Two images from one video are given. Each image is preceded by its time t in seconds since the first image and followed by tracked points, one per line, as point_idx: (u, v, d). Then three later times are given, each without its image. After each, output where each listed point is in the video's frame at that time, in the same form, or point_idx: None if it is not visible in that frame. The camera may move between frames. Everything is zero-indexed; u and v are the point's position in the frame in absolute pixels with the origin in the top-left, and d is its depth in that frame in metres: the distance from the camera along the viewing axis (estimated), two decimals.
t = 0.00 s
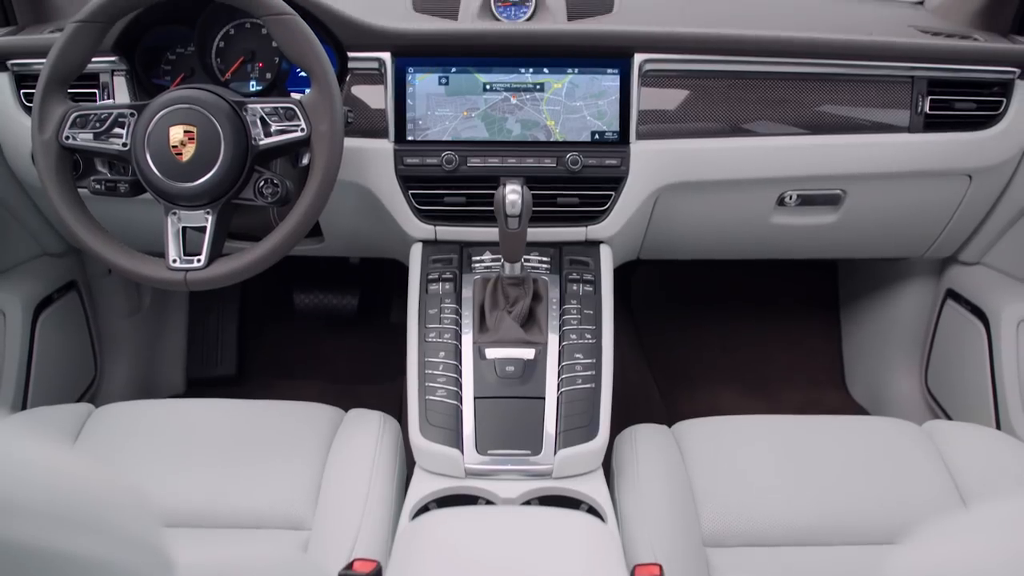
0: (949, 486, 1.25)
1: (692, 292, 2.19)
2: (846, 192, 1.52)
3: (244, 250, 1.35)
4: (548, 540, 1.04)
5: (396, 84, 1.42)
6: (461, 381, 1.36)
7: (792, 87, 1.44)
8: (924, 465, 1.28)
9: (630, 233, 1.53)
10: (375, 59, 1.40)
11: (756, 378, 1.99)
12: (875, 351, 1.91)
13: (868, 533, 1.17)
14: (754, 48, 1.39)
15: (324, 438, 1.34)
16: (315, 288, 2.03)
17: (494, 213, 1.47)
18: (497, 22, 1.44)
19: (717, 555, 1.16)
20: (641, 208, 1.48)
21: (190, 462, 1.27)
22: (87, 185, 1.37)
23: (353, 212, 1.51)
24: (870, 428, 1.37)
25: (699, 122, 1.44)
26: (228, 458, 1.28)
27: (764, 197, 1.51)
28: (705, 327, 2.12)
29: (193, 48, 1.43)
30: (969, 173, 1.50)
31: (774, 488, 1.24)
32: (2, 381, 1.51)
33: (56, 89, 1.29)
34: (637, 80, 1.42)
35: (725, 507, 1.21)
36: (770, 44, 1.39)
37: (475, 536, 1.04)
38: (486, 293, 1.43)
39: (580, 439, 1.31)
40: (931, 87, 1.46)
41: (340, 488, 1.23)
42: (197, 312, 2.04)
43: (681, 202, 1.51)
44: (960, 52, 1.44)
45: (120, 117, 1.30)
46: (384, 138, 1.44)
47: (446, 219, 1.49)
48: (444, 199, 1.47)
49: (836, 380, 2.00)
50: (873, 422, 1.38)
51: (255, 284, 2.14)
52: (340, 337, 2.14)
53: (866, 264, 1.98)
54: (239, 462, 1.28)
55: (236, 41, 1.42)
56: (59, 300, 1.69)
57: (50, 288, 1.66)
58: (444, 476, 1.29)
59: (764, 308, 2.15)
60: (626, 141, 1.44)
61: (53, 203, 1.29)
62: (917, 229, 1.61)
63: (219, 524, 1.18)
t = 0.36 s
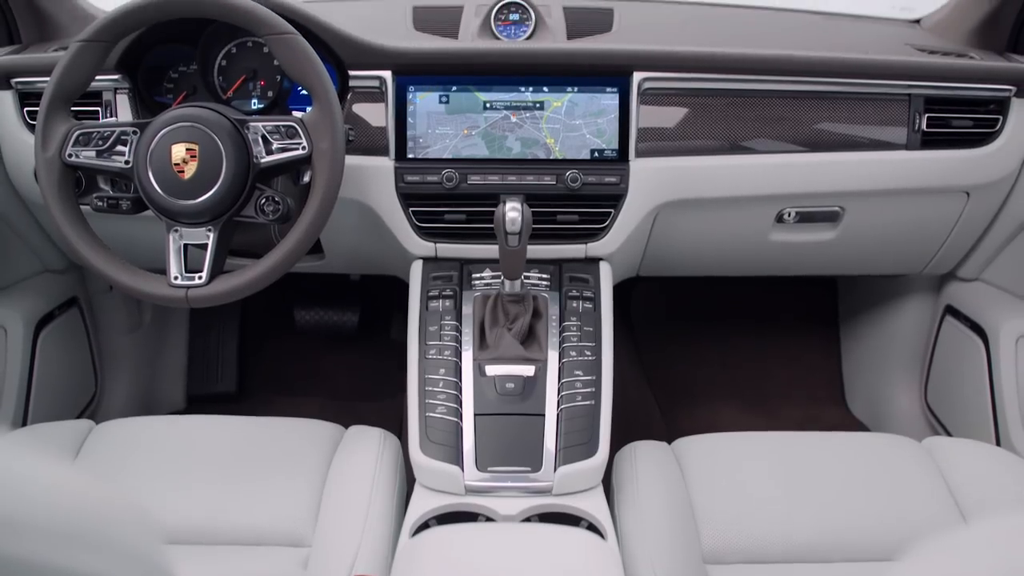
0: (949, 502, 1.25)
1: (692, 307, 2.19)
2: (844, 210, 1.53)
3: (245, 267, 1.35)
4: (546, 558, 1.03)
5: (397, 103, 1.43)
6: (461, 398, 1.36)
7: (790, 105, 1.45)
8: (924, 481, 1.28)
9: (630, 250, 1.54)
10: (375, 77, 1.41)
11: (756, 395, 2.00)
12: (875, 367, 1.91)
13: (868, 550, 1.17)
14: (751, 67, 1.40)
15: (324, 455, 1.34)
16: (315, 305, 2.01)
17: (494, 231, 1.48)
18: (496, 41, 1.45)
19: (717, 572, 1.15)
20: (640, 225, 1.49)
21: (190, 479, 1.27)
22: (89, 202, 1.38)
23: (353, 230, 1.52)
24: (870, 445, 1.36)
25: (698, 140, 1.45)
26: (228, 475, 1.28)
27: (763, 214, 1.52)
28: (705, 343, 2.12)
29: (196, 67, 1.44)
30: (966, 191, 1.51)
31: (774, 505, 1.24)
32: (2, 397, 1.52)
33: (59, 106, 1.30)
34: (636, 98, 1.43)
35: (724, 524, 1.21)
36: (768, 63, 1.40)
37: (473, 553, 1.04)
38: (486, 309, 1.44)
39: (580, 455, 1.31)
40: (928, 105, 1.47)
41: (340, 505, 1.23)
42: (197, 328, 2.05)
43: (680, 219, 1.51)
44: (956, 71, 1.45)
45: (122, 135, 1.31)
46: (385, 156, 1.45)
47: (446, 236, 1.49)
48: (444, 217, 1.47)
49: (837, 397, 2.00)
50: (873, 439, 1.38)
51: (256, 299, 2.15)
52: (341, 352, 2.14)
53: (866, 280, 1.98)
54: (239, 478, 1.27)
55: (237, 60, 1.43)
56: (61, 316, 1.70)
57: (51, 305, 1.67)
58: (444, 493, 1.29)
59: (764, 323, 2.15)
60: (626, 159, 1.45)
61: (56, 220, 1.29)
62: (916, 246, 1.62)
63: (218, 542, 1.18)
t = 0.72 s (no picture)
0: (949, 517, 1.25)
1: (692, 323, 2.19)
2: (842, 226, 1.54)
3: (246, 284, 1.36)
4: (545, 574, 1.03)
5: (398, 120, 1.44)
6: (461, 414, 1.36)
7: (788, 122, 1.46)
8: (924, 497, 1.28)
9: (629, 267, 1.54)
10: (376, 94, 1.42)
11: (756, 411, 2.00)
12: (875, 383, 1.91)
13: (869, 565, 1.17)
14: (750, 85, 1.41)
15: (324, 471, 1.34)
16: (315, 321, 2.01)
17: (494, 247, 1.49)
18: (496, 59, 1.47)
19: None
20: (640, 241, 1.50)
21: (189, 495, 1.27)
22: (91, 219, 1.38)
23: (354, 246, 1.53)
24: (871, 462, 1.36)
25: (697, 157, 1.46)
26: (228, 491, 1.28)
27: (762, 230, 1.52)
28: (705, 359, 2.12)
29: (198, 84, 1.45)
30: (963, 207, 1.52)
31: (774, 521, 1.23)
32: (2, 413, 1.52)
33: (62, 124, 1.31)
34: (634, 116, 1.44)
35: (724, 540, 1.21)
36: (766, 81, 1.42)
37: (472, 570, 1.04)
38: (486, 325, 1.44)
39: (580, 472, 1.31)
40: (925, 122, 1.48)
41: (340, 521, 1.23)
42: (198, 343, 2.05)
43: (680, 236, 1.52)
44: (953, 89, 1.46)
45: (125, 152, 1.32)
46: (385, 173, 1.46)
47: (446, 252, 1.50)
48: (444, 234, 1.48)
49: (837, 413, 2.00)
50: (873, 455, 1.38)
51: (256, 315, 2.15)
52: (341, 367, 2.14)
53: (865, 295, 1.98)
54: (238, 495, 1.27)
55: (239, 78, 1.44)
56: (62, 332, 1.70)
57: (52, 320, 1.67)
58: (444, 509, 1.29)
59: (764, 339, 2.15)
60: (625, 176, 1.46)
61: (58, 236, 1.30)
62: (914, 262, 1.62)
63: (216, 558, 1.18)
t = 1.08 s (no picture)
0: (950, 532, 1.24)
1: (692, 337, 2.19)
2: (841, 241, 1.54)
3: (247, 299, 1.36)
4: None
5: (399, 136, 1.45)
6: (461, 430, 1.36)
7: (787, 138, 1.47)
8: (924, 511, 1.28)
9: (629, 283, 1.55)
10: (377, 111, 1.43)
11: (756, 426, 1.99)
12: (875, 398, 1.91)
13: None
14: (748, 101, 1.42)
15: (324, 487, 1.33)
16: (315, 335, 2.02)
17: (494, 263, 1.49)
18: (496, 76, 1.48)
19: None
20: (640, 257, 1.50)
21: (188, 509, 1.27)
22: (93, 234, 1.39)
23: (354, 262, 1.53)
24: (872, 477, 1.36)
25: (696, 173, 1.46)
26: (227, 506, 1.28)
27: (762, 245, 1.53)
28: (705, 374, 2.13)
29: (199, 101, 1.46)
30: (962, 222, 1.53)
31: (774, 536, 1.23)
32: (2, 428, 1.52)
33: (65, 140, 1.31)
34: (634, 132, 1.45)
35: (724, 555, 1.20)
36: (764, 97, 1.43)
37: None
38: (486, 341, 1.44)
39: (579, 487, 1.31)
40: (923, 138, 1.49)
41: (339, 536, 1.23)
42: (198, 356, 2.05)
43: (679, 252, 1.53)
44: (950, 105, 1.47)
45: (127, 168, 1.32)
46: (386, 189, 1.47)
47: (446, 268, 1.51)
48: (444, 250, 1.49)
49: (837, 428, 2.00)
50: (874, 470, 1.38)
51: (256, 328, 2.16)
52: (341, 381, 2.14)
53: (865, 310, 1.99)
54: (238, 510, 1.27)
55: (241, 95, 1.45)
56: (63, 346, 1.71)
57: (53, 335, 1.67)
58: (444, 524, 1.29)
59: (764, 353, 2.16)
60: (624, 193, 1.47)
61: (59, 252, 1.30)
62: (913, 277, 1.63)
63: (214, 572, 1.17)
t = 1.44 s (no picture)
0: (950, 546, 1.24)
1: (692, 352, 2.20)
2: (840, 256, 1.55)
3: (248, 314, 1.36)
4: None
5: (399, 152, 1.46)
6: (461, 445, 1.37)
7: (785, 154, 1.48)
8: (925, 526, 1.27)
9: (629, 297, 1.55)
10: (377, 127, 1.44)
11: (756, 440, 1.99)
12: (874, 412, 1.92)
13: None
14: (747, 117, 1.43)
15: (325, 502, 1.33)
16: (315, 350, 2.01)
17: (494, 278, 1.50)
18: (496, 92, 1.49)
19: None
20: (639, 271, 1.51)
21: (188, 523, 1.26)
22: (95, 249, 1.40)
23: (355, 277, 1.53)
24: (872, 492, 1.36)
25: (695, 188, 1.47)
26: (227, 520, 1.28)
27: (761, 260, 1.53)
28: (705, 389, 2.13)
29: (201, 117, 1.47)
30: (960, 237, 1.53)
31: (774, 551, 1.23)
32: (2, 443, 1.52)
33: (68, 156, 1.32)
34: (633, 148, 1.46)
35: (725, 571, 1.20)
36: (762, 113, 1.43)
37: None
38: (486, 356, 1.45)
39: (580, 502, 1.31)
40: (920, 153, 1.50)
41: (339, 550, 1.23)
42: (198, 370, 2.05)
43: (679, 267, 1.53)
44: (947, 121, 1.48)
45: (129, 184, 1.33)
46: (387, 205, 1.47)
47: (446, 283, 1.51)
48: (444, 265, 1.49)
49: (837, 442, 2.00)
50: (874, 485, 1.38)
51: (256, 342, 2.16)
52: (341, 394, 2.14)
53: (864, 324, 1.99)
54: (237, 524, 1.27)
55: (242, 110, 1.46)
56: (63, 360, 1.71)
57: (53, 349, 1.68)
58: (444, 540, 1.29)
59: (763, 367, 2.16)
60: (623, 208, 1.47)
61: (61, 266, 1.31)
62: (911, 292, 1.63)
63: None
